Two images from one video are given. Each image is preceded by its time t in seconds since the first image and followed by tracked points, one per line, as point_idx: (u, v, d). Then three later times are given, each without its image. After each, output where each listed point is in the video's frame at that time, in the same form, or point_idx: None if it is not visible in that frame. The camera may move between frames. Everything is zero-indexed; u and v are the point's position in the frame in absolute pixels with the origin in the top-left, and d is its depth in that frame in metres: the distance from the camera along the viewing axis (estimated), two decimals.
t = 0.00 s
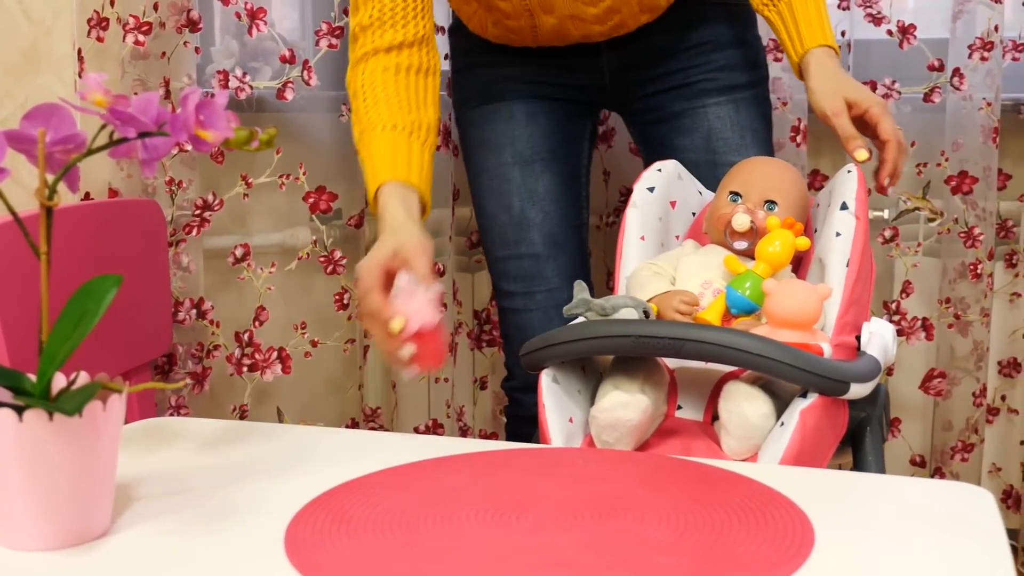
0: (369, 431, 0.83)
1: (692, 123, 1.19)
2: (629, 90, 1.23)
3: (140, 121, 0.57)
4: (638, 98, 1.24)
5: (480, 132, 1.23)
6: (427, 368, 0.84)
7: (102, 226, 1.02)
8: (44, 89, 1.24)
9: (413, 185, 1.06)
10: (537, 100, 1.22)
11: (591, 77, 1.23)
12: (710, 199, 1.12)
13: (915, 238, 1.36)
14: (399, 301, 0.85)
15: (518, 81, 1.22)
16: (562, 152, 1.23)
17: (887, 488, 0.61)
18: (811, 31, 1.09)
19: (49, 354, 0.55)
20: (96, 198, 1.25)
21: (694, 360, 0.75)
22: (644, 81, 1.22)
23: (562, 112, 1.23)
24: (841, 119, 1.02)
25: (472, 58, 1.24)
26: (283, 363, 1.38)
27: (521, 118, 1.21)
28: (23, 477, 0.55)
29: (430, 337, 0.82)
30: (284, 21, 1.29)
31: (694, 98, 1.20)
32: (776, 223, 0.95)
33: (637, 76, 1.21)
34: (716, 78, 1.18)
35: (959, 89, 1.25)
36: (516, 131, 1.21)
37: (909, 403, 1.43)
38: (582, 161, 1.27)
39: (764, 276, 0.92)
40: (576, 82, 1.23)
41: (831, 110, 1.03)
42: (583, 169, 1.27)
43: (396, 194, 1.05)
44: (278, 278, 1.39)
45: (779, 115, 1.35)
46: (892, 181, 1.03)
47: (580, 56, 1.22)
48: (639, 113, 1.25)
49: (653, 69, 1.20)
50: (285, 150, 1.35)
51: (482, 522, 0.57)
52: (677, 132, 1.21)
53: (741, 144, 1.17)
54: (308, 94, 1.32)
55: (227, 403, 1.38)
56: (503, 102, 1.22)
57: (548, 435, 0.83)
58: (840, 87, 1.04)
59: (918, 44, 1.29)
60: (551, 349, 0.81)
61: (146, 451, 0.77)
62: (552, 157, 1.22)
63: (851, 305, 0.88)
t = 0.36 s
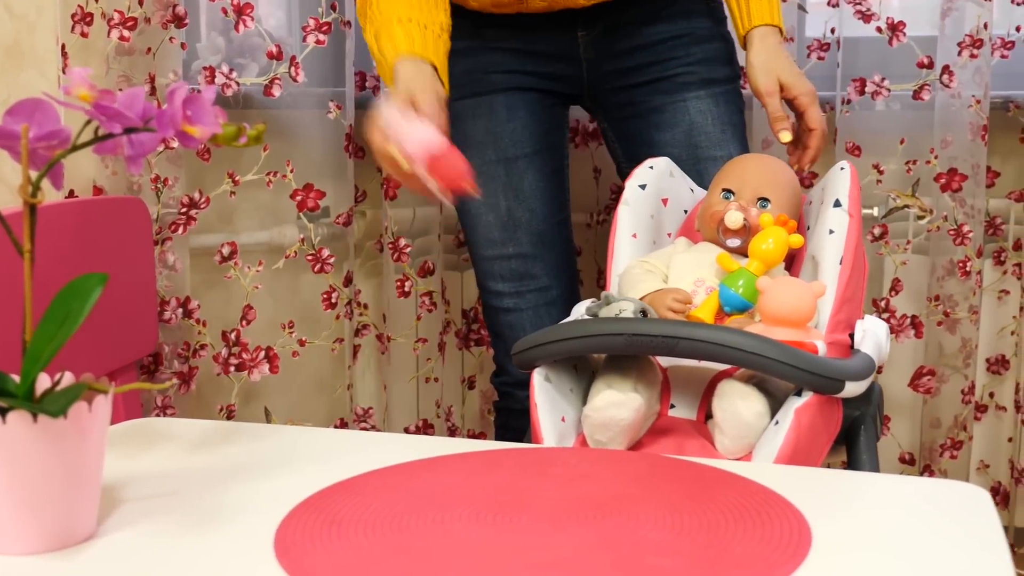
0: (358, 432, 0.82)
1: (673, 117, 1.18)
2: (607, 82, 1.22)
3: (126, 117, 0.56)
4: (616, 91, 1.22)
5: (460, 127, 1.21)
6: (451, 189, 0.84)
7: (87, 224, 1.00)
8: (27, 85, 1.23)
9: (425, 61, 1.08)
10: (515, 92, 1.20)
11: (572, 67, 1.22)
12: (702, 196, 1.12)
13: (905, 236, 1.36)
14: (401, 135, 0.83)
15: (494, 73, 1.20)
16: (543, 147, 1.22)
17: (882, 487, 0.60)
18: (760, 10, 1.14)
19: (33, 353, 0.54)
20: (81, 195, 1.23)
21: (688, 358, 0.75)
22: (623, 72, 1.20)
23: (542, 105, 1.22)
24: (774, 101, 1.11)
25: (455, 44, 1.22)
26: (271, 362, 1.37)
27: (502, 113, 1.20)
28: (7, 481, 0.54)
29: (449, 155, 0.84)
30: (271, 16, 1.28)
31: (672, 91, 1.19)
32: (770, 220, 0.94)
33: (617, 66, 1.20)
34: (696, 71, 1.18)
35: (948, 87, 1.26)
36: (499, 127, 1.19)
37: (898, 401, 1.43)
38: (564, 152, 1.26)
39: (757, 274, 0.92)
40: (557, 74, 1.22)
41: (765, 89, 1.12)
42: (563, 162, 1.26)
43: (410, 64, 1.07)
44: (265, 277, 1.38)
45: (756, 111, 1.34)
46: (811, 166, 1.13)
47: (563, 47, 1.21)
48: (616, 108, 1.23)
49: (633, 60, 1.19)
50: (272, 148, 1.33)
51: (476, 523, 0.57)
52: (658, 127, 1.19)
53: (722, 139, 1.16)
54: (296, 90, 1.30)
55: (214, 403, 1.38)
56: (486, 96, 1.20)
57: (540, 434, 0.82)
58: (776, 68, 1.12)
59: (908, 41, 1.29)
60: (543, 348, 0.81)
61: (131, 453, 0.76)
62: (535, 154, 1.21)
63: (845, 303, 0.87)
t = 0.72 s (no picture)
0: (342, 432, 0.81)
1: (654, 116, 1.19)
2: (588, 80, 1.22)
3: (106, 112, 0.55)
4: (598, 90, 1.22)
5: (441, 123, 1.19)
6: (381, 127, 0.76)
7: (66, 224, 0.99)
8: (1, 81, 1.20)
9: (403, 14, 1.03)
10: (498, 89, 1.19)
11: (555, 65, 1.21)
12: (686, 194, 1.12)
13: (886, 234, 1.37)
14: (306, 70, 0.74)
15: (477, 69, 1.18)
16: (524, 143, 1.21)
17: (871, 486, 0.61)
18: (738, 13, 1.14)
19: (11, 353, 0.53)
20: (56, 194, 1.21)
21: (676, 357, 0.75)
22: (605, 70, 1.20)
23: (524, 103, 1.22)
24: (734, 106, 1.13)
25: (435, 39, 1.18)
26: (250, 363, 1.36)
27: (484, 110, 1.19)
28: None
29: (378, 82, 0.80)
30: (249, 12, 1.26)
31: (654, 89, 1.19)
32: (757, 218, 0.94)
33: (600, 64, 1.19)
34: (677, 69, 1.18)
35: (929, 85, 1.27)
36: (480, 124, 1.18)
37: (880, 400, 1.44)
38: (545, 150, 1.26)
39: (744, 272, 0.92)
40: (540, 70, 1.20)
41: (728, 92, 1.13)
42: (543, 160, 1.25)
43: (388, 22, 1.03)
44: (244, 277, 1.37)
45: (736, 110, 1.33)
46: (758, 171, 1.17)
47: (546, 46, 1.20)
48: (598, 106, 1.23)
49: (616, 58, 1.19)
50: (251, 146, 1.32)
51: (465, 524, 0.56)
52: (638, 126, 1.20)
53: (702, 137, 1.18)
54: (275, 88, 1.29)
55: (193, 403, 1.36)
56: (468, 92, 1.19)
57: (527, 434, 0.82)
58: (745, 72, 1.13)
59: (889, 39, 1.29)
60: (530, 347, 0.80)
61: (111, 455, 0.75)
62: (517, 150, 1.20)
63: (831, 302, 0.88)
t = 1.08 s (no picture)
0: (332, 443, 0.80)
1: (652, 122, 1.18)
2: (585, 86, 1.21)
3: (96, 119, 0.54)
4: (595, 97, 1.21)
5: (436, 129, 1.19)
6: (388, 61, 0.83)
7: (49, 231, 0.97)
8: None
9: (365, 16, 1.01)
10: (494, 96, 1.20)
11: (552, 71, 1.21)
12: (677, 202, 1.12)
13: (873, 241, 1.38)
14: (302, 21, 0.79)
15: (474, 75, 1.18)
16: (519, 151, 1.21)
17: (868, 499, 0.61)
18: (726, 26, 1.12)
19: None
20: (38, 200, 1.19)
21: (671, 368, 0.74)
22: (603, 77, 1.19)
23: (520, 110, 1.22)
24: (714, 117, 1.13)
25: (433, 44, 1.19)
26: (235, 370, 1.35)
27: (478, 117, 1.19)
28: None
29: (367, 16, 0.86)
30: (234, 16, 1.25)
31: (653, 96, 1.18)
32: (749, 227, 0.95)
33: (597, 71, 1.19)
34: (675, 76, 1.17)
35: (916, 92, 1.28)
36: (475, 130, 1.19)
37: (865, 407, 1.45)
38: (540, 158, 1.26)
39: (737, 281, 0.93)
40: (539, 77, 1.21)
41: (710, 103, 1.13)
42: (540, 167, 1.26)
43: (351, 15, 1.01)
44: (228, 283, 1.36)
45: (726, 117, 1.33)
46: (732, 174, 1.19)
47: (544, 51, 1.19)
48: (597, 113, 1.22)
49: (614, 65, 1.18)
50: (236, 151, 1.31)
51: (461, 540, 0.55)
52: (637, 131, 1.19)
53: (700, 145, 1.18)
54: (261, 93, 1.28)
55: (176, 412, 1.34)
56: (464, 98, 1.19)
57: (520, 446, 0.82)
58: (727, 82, 1.12)
59: (876, 46, 1.30)
60: (523, 358, 0.80)
61: (97, 468, 0.73)
62: (511, 158, 1.20)
63: (825, 311, 0.89)
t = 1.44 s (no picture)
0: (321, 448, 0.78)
1: (667, 119, 1.17)
2: (601, 84, 1.21)
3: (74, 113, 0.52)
4: (611, 93, 1.21)
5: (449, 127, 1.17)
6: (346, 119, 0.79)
7: (31, 229, 0.95)
8: None
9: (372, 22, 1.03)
10: (512, 95, 1.18)
11: (568, 68, 1.20)
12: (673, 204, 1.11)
13: (871, 245, 1.37)
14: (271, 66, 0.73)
15: (491, 73, 1.16)
16: (534, 151, 1.20)
17: (870, 510, 0.59)
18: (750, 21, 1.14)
19: None
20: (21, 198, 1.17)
21: (667, 373, 0.73)
22: (620, 74, 1.19)
23: (536, 107, 1.20)
24: (736, 111, 1.11)
25: (450, 40, 1.16)
26: (221, 372, 1.33)
27: (497, 115, 1.16)
28: None
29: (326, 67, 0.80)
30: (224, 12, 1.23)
31: (669, 93, 1.18)
32: (747, 229, 0.94)
33: (617, 69, 1.18)
34: (691, 74, 1.17)
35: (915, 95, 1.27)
36: (492, 129, 1.16)
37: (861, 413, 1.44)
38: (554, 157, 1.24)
39: (735, 284, 0.91)
40: (554, 75, 1.19)
41: (732, 98, 1.12)
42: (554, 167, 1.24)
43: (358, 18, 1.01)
44: (216, 284, 1.33)
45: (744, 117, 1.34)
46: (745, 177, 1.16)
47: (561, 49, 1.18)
48: (610, 110, 1.22)
49: (632, 62, 1.18)
50: (224, 150, 1.29)
51: (450, 551, 0.54)
52: (650, 129, 1.18)
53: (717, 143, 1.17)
54: (248, 89, 1.26)
55: (162, 415, 1.32)
56: (481, 96, 1.16)
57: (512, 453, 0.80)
58: (750, 78, 1.12)
59: (875, 48, 1.29)
60: (515, 362, 0.78)
61: (77, 472, 0.71)
62: (528, 158, 1.18)
63: (824, 316, 0.87)
